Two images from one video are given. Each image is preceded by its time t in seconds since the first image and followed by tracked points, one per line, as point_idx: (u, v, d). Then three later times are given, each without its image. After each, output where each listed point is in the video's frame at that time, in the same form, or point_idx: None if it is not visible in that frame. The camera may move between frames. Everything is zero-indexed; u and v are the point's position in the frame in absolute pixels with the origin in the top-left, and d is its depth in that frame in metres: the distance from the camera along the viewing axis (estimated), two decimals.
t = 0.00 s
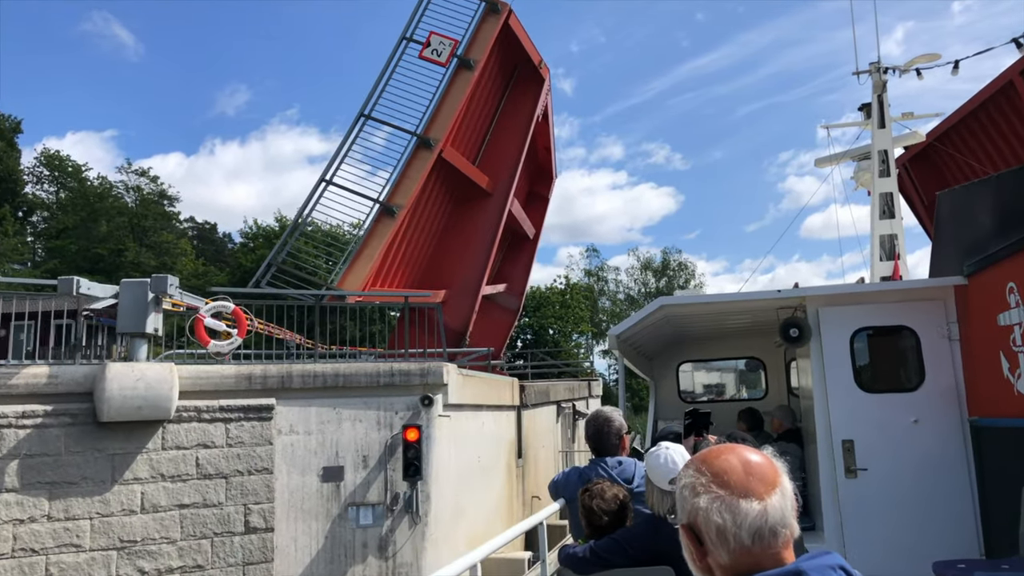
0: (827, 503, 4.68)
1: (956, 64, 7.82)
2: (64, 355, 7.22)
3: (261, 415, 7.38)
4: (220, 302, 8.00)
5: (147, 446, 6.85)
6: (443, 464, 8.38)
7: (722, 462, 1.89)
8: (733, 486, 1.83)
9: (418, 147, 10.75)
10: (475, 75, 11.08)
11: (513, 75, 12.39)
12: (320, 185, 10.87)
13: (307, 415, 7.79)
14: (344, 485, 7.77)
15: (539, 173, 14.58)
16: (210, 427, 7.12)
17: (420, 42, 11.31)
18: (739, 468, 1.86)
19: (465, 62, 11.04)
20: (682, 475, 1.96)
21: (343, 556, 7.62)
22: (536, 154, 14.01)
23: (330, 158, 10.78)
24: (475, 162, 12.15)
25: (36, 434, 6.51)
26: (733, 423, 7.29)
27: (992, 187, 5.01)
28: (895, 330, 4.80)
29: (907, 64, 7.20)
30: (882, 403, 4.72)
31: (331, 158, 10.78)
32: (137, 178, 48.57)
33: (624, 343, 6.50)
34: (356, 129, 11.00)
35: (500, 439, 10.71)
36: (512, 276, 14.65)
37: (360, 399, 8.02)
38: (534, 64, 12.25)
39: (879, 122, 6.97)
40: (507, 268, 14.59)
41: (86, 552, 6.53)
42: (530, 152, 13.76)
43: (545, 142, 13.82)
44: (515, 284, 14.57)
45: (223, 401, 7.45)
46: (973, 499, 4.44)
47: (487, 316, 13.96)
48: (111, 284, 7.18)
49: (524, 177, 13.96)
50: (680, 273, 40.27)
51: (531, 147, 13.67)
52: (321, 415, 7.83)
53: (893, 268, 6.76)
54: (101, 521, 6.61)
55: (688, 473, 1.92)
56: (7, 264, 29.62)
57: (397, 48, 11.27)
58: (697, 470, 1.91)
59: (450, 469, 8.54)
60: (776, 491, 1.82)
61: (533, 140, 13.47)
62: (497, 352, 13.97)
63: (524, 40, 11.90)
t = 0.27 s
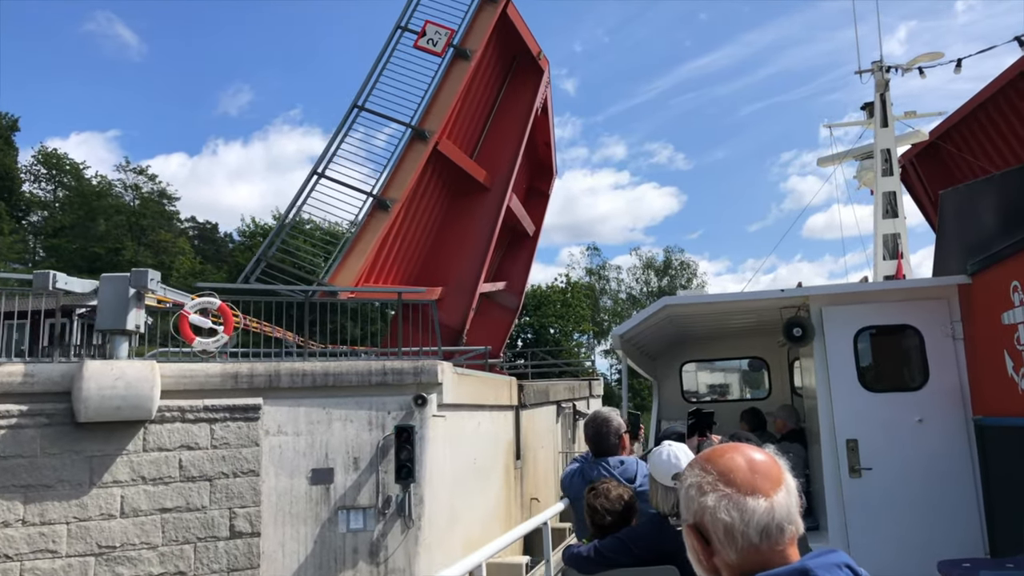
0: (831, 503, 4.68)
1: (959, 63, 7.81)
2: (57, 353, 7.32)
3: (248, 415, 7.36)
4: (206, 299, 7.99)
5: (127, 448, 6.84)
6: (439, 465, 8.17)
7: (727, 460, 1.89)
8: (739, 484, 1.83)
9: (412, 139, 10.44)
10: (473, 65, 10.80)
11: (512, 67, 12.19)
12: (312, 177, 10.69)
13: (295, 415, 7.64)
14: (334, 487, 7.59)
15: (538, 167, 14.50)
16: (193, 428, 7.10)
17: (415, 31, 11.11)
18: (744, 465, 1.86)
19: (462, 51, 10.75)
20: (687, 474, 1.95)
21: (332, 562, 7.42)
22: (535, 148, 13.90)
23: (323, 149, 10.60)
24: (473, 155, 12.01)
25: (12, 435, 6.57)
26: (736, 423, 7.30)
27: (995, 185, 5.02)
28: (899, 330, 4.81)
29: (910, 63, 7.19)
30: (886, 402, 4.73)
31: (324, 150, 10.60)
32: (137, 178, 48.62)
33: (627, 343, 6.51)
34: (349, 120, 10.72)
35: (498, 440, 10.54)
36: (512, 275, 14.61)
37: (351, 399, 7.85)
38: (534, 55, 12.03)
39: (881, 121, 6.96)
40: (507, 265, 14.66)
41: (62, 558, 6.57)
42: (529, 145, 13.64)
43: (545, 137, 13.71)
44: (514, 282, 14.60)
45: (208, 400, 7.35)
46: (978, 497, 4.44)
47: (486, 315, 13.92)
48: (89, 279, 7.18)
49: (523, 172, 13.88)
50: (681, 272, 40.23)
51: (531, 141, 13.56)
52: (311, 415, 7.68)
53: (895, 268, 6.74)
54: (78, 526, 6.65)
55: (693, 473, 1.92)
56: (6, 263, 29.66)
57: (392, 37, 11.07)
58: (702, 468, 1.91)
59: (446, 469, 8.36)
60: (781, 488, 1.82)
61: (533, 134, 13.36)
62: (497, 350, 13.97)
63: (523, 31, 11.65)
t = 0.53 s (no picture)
0: (836, 502, 4.67)
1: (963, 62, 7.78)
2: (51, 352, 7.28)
3: (234, 415, 7.29)
4: (191, 295, 7.83)
5: (105, 449, 6.76)
6: (432, 467, 8.00)
7: (732, 458, 1.88)
8: (745, 481, 1.82)
9: (407, 130, 10.34)
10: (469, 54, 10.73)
11: (510, 57, 12.12)
12: (304, 171, 10.53)
13: (283, 415, 7.51)
14: (323, 490, 7.46)
15: (539, 162, 14.44)
16: (176, 429, 7.03)
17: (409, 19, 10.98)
18: (750, 463, 1.86)
19: (458, 40, 10.67)
20: (692, 472, 1.95)
21: (320, 565, 7.27)
22: (535, 142, 13.81)
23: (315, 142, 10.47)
24: (471, 149, 11.89)
25: None
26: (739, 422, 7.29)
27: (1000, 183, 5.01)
28: (903, 328, 4.80)
29: (913, 62, 7.16)
30: (890, 401, 4.72)
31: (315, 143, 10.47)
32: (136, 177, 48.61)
33: (630, 342, 6.51)
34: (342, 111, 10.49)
35: (496, 440, 10.38)
36: (512, 274, 14.57)
37: (341, 398, 7.72)
38: (531, 45, 11.94)
39: (885, 120, 6.94)
40: (507, 264, 14.57)
41: (35, 565, 6.45)
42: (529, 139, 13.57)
43: (545, 131, 13.64)
44: (514, 279, 14.56)
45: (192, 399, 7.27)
46: (983, 496, 4.42)
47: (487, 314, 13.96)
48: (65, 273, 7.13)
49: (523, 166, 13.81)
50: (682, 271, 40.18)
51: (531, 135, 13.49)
52: (299, 415, 7.55)
53: (899, 266, 6.72)
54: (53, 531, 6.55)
55: (698, 470, 1.91)
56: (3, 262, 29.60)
57: (386, 27, 11.01)
58: (708, 466, 1.90)
59: (440, 471, 8.19)
60: (787, 485, 1.82)
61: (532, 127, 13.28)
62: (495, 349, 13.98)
63: (520, 22, 11.59)
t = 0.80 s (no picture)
0: (841, 503, 4.66)
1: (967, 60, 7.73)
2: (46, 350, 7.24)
3: (217, 415, 6.82)
4: (173, 290, 7.44)
5: (83, 449, 6.32)
6: (426, 471, 7.61)
7: (739, 458, 1.87)
8: (752, 482, 1.82)
9: (400, 121, 10.08)
10: (465, 43, 10.47)
11: (509, 47, 11.90)
12: (294, 163, 9.84)
13: (269, 415, 7.09)
14: (311, 493, 7.03)
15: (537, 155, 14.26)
16: (155, 429, 6.57)
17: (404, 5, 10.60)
18: (757, 464, 1.85)
19: (454, 29, 10.42)
20: (699, 473, 1.94)
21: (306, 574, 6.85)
22: (533, 135, 13.59)
23: (305, 134, 9.85)
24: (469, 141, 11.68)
25: None
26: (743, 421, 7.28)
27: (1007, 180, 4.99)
28: (907, 328, 4.79)
29: (917, 60, 7.11)
30: (895, 400, 4.70)
31: (305, 134, 9.84)
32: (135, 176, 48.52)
33: (634, 343, 6.51)
34: (334, 101, 10.19)
35: (494, 441, 10.07)
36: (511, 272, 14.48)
37: (330, 398, 7.30)
38: (530, 35, 11.72)
39: (889, 118, 6.90)
40: (507, 261, 14.49)
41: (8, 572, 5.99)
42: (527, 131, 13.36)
43: (544, 123, 13.45)
44: (514, 278, 14.48)
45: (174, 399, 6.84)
46: (989, 496, 4.40)
47: (486, 312, 13.94)
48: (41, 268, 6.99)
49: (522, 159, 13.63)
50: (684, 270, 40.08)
51: (529, 127, 13.30)
52: (285, 415, 7.12)
53: (903, 265, 6.65)
54: (27, 536, 6.10)
55: (705, 472, 1.90)
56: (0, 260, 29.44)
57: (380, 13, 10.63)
58: (714, 467, 1.89)
59: (435, 473, 7.87)
60: (795, 486, 1.81)
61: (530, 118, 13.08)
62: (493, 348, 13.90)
63: (520, 11, 11.36)
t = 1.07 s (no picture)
0: (846, 502, 4.66)
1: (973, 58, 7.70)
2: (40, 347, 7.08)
3: (198, 415, 6.67)
4: (155, 284, 7.17)
5: (58, 451, 6.22)
6: (418, 473, 7.39)
7: (748, 458, 1.87)
8: (761, 482, 1.81)
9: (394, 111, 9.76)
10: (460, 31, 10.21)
11: (506, 38, 11.76)
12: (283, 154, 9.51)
13: (254, 415, 6.92)
14: (297, 497, 6.81)
15: (536, 147, 14.19)
16: (134, 430, 6.46)
17: None
18: (766, 464, 1.85)
19: (449, 16, 10.17)
20: (708, 472, 1.93)
21: None
22: (532, 126, 13.49)
23: (295, 124, 9.51)
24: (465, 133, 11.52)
25: None
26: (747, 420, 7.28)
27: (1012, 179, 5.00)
28: (912, 326, 4.79)
29: (923, 58, 7.08)
30: (900, 399, 4.70)
31: (295, 124, 9.52)
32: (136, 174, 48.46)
33: (638, 342, 6.51)
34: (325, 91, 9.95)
35: (490, 442, 9.82)
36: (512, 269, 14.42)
37: (319, 397, 7.11)
38: (528, 24, 11.54)
39: (893, 117, 6.88)
40: (506, 257, 14.46)
41: None
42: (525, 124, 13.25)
43: (543, 115, 13.36)
44: (514, 274, 14.40)
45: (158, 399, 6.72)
46: (995, 495, 4.39)
47: (486, 310, 14.01)
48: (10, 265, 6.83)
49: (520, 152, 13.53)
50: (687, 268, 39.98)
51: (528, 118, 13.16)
52: (270, 415, 6.95)
53: (907, 263, 6.62)
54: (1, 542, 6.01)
55: (714, 471, 1.90)
56: None
57: None
58: (723, 467, 1.89)
59: (428, 475, 7.61)
60: (804, 486, 1.81)
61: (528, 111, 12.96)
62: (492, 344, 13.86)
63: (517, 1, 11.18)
